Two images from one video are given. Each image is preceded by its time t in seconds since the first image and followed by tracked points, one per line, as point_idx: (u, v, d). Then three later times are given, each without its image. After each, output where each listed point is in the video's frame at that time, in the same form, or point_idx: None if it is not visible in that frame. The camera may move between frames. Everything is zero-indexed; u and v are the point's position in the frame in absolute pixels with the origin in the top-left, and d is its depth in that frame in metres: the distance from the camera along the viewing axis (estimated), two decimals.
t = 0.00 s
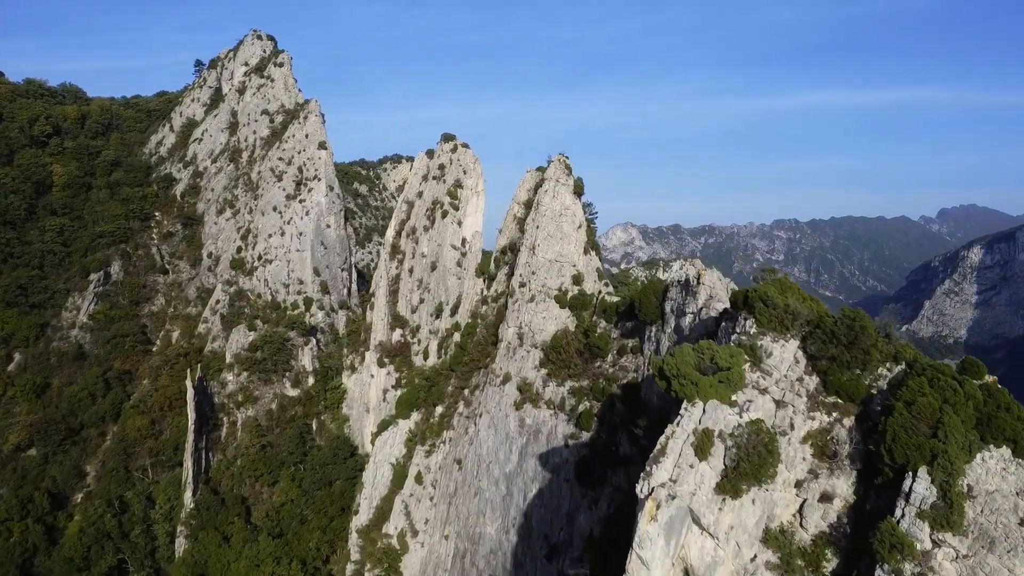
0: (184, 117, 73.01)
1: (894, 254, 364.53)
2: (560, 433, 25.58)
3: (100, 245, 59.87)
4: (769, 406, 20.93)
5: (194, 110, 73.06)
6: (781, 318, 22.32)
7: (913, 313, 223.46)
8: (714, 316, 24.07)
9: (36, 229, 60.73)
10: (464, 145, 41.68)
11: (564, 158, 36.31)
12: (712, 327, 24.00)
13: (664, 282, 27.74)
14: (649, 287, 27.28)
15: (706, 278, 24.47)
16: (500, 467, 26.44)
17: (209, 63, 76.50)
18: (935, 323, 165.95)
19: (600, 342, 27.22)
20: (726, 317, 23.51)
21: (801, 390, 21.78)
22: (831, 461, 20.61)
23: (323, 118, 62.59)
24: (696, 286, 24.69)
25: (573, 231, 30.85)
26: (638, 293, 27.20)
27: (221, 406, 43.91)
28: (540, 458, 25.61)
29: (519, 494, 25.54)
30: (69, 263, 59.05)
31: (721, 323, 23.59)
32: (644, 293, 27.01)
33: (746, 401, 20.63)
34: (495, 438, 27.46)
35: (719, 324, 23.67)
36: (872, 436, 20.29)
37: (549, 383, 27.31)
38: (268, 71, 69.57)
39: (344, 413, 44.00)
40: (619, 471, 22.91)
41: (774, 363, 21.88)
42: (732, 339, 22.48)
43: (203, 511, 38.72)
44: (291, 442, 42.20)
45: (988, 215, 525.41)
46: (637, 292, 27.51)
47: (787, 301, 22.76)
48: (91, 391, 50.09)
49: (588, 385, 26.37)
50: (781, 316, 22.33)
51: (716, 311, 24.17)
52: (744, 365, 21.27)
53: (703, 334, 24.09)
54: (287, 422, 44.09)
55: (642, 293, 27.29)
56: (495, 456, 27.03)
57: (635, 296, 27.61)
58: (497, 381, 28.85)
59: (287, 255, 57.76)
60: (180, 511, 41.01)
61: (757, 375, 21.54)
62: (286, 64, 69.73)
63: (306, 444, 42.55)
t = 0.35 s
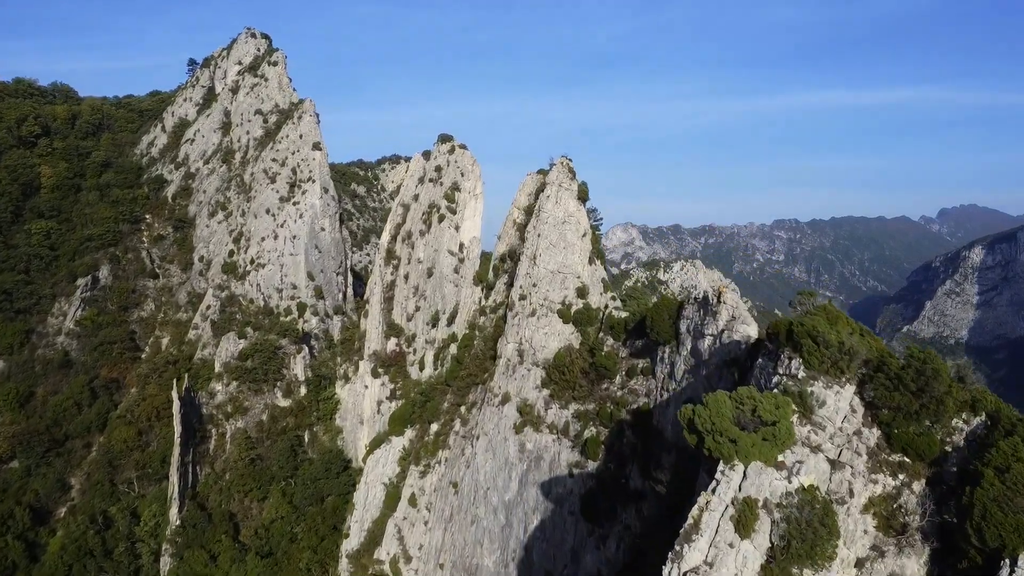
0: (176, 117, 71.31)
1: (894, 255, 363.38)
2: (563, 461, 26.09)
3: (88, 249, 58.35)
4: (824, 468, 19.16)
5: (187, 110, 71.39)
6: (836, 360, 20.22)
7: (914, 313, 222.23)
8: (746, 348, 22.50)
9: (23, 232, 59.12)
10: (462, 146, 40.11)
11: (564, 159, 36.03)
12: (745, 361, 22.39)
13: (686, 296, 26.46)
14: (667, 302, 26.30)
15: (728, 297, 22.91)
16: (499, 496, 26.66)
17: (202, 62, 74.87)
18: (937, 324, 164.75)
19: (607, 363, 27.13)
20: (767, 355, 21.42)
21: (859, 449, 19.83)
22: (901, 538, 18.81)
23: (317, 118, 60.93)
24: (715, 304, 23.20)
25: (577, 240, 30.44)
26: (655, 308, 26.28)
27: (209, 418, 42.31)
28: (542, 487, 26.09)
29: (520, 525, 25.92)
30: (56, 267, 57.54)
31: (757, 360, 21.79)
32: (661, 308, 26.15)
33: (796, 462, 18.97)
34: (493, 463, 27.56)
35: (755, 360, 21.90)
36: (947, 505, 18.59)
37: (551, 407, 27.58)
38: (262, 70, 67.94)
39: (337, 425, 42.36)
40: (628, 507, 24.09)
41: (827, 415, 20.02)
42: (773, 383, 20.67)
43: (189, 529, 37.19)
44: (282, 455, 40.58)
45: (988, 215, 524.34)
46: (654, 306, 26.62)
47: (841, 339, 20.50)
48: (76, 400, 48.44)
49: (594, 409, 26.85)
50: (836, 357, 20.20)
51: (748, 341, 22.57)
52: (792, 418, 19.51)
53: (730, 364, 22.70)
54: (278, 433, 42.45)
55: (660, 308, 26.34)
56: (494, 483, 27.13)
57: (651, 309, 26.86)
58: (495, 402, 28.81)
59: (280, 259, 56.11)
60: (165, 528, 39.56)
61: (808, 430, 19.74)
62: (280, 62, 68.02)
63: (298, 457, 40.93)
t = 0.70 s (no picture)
0: (167, 117, 69.58)
1: (894, 255, 362.38)
2: (568, 493, 25.27)
3: (76, 252, 56.59)
4: (905, 561, 15.57)
5: (179, 110, 69.65)
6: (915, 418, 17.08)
7: (915, 314, 221.11)
8: (792, 393, 20.29)
9: (8, 235, 57.35)
10: (459, 148, 38.50)
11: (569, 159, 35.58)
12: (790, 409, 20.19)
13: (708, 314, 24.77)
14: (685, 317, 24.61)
15: (755, 321, 21.11)
16: (497, 526, 26.20)
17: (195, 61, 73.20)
18: (938, 325, 163.69)
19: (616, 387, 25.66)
20: (822, 406, 18.80)
21: (949, 537, 16.06)
22: None
23: (312, 118, 59.30)
24: (740, 327, 21.34)
25: (581, 250, 29.94)
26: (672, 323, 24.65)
27: (196, 430, 40.68)
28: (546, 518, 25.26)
29: (519, 560, 25.14)
30: (42, 271, 55.75)
31: (810, 410, 19.25)
32: (678, 324, 24.45)
33: (871, 554, 15.43)
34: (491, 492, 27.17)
35: (807, 411, 19.35)
36: None
37: (554, 432, 26.95)
38: (255, 69, 66.33)
39: (329, 437, 40.75)
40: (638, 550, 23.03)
41: (906, 491, 16.63)
42: (832, 444, 17.78)
43: (173, 547, 35.47)
44: (271, 469, 38.93)
45: (984, 214, 526.79)
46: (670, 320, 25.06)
47: (919, 392, 17.33)
48: (60, 410, 46.75)
49: (601, 436, 25.89)
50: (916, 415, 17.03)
51: (795, 386, 20.34)
52: (866, 496, 16.24)
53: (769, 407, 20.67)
54: (268, 446, 40.82)
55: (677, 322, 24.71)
56: (491, 513, 26.73)
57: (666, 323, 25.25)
58: (494, 425, 28.48)
59: (273, 263, 54.50)
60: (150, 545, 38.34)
61: (882, 511, 16.34)
62: (273, 61, 66.32)
63: (288, 472, 39.26)
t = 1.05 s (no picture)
0: (158, 115, 67.83)
1: (895, 255, 361.30)
2: (573, 527, 24.42)
3: (62, 255, 54.89)
4: None
5: (170, 108, 67.96)
6: None
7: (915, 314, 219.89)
8: (858, 446, 18.05)
9: None
10: (457, 146, 36.93)
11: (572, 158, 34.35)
12: (855, 465, 17.96)
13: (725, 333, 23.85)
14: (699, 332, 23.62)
15: (790, 343, 19.88)
16: (496, 559, 25.37)
17: (187, 59, 71.55)
18: (939, 325, 162.60)
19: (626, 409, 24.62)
20: (907, 473, 15.54)
21: None
22: None
23: (305, 116, 57.67)
24: (772, 350, 20.15)
25: (586, 256, 29.00)
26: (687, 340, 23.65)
27: (182, 440, 39.02)
28: (547, 552, 24.57)
29: None
30: (27, 274, 54.05)
31: (889, 474, 16.13)
32: (695, 344, 23.49)
33: None
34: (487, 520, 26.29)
35: (886, 475, 16.24)
36: None
37: (556, 458, 26.05)
38: (248, 66, 64.71)
39: (321, 447, 39.11)
40: None
41: None
42: (929, 530, 14.16)
43: (156, 566, 33.80)
44: (258, 482, 37.20)
45: (984, 214, 525.90)
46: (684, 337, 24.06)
47: None
48: (42, 419, 45.08)
49: (609, 465, 24.82)
50: None
51: (863, 440, 17.85)
52: None
53: (814, 451, 19.32)
54: (257, 457, 39.22)
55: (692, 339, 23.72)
56: (489, 544, 25.82)
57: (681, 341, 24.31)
58: (491, 447, 27.37)
59: (265, 266, 52.93)
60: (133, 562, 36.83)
61: None
62: (267, 58, 64.66)
63: (277, 485, 37.62)
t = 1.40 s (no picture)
0: (148, 114, 66.08)
1: (895, 255, 360.39)
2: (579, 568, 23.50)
3: (48, 258, 53.11)
4: None
5: (161, 106, 66.23)
6: None
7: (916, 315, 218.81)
8: (960, 527, 16.10)
9: None
10: (454, 145, 35.26)
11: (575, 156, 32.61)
12: (956, 550, 15.99)
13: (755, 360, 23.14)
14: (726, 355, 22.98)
15: (839, 374, 18.80)
16: None
17: (179, 56, 69.80)
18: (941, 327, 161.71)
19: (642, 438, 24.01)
20: None
21: None
22: None
23: (298, 115, 56.01)
24: (817, 381, 19.17)
25: (592, 264, 28.14)
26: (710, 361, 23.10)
27: (167, 452, 37.31)
28: None
29: None
30: (11, 277, 52.26)
31: None
32: (721, 368, 22.83)
33: None
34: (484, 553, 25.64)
35: None
36: None
37: (560, 490, 25.38)
38: (241, 63, 63.01)
39: (311, 459, 37.51)
40: None
41: None
42: None
43: None
44: (246, 495, 35.61)
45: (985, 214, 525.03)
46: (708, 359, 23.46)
47: None
48: (24, 429, 43.39)
49: (619, 500, 24.10)
50: None
51: (969, 519, 15.91)
52: None
53: (873, 511, 17.74)
54: (245, 470, 37.59)
55: (717, 362, 23.08)
56: None
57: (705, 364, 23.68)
58: (488, 475, 26.96)
59: (256, 268, 51.17)
60: None
61: None
62: (259, 55, 62.94)
63: (266, 499, 36.04)
